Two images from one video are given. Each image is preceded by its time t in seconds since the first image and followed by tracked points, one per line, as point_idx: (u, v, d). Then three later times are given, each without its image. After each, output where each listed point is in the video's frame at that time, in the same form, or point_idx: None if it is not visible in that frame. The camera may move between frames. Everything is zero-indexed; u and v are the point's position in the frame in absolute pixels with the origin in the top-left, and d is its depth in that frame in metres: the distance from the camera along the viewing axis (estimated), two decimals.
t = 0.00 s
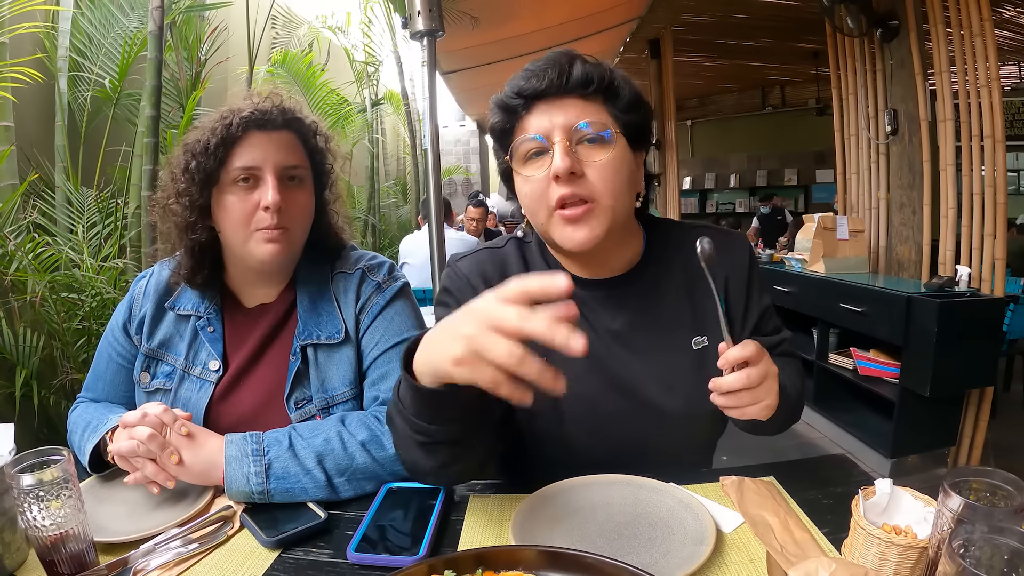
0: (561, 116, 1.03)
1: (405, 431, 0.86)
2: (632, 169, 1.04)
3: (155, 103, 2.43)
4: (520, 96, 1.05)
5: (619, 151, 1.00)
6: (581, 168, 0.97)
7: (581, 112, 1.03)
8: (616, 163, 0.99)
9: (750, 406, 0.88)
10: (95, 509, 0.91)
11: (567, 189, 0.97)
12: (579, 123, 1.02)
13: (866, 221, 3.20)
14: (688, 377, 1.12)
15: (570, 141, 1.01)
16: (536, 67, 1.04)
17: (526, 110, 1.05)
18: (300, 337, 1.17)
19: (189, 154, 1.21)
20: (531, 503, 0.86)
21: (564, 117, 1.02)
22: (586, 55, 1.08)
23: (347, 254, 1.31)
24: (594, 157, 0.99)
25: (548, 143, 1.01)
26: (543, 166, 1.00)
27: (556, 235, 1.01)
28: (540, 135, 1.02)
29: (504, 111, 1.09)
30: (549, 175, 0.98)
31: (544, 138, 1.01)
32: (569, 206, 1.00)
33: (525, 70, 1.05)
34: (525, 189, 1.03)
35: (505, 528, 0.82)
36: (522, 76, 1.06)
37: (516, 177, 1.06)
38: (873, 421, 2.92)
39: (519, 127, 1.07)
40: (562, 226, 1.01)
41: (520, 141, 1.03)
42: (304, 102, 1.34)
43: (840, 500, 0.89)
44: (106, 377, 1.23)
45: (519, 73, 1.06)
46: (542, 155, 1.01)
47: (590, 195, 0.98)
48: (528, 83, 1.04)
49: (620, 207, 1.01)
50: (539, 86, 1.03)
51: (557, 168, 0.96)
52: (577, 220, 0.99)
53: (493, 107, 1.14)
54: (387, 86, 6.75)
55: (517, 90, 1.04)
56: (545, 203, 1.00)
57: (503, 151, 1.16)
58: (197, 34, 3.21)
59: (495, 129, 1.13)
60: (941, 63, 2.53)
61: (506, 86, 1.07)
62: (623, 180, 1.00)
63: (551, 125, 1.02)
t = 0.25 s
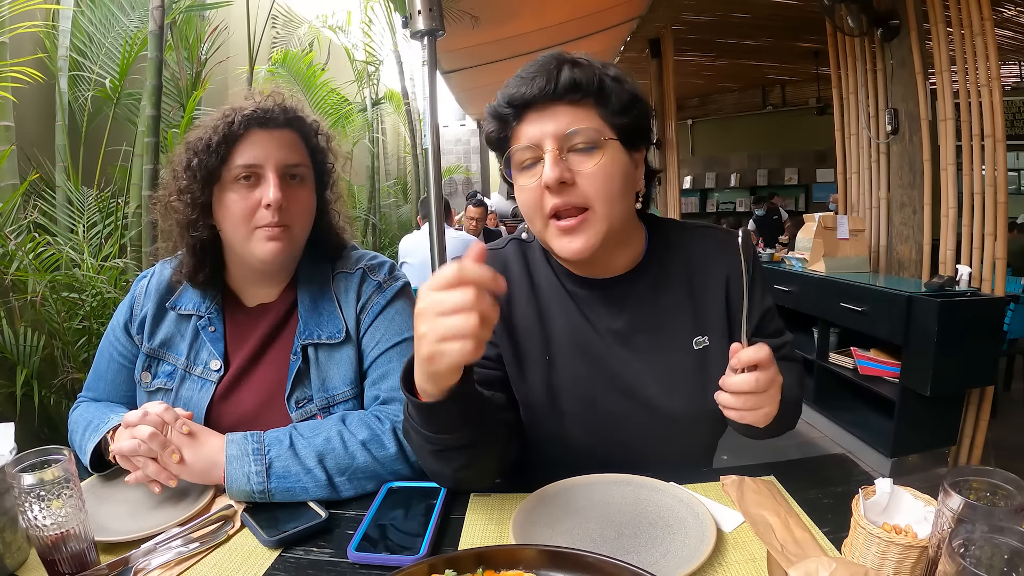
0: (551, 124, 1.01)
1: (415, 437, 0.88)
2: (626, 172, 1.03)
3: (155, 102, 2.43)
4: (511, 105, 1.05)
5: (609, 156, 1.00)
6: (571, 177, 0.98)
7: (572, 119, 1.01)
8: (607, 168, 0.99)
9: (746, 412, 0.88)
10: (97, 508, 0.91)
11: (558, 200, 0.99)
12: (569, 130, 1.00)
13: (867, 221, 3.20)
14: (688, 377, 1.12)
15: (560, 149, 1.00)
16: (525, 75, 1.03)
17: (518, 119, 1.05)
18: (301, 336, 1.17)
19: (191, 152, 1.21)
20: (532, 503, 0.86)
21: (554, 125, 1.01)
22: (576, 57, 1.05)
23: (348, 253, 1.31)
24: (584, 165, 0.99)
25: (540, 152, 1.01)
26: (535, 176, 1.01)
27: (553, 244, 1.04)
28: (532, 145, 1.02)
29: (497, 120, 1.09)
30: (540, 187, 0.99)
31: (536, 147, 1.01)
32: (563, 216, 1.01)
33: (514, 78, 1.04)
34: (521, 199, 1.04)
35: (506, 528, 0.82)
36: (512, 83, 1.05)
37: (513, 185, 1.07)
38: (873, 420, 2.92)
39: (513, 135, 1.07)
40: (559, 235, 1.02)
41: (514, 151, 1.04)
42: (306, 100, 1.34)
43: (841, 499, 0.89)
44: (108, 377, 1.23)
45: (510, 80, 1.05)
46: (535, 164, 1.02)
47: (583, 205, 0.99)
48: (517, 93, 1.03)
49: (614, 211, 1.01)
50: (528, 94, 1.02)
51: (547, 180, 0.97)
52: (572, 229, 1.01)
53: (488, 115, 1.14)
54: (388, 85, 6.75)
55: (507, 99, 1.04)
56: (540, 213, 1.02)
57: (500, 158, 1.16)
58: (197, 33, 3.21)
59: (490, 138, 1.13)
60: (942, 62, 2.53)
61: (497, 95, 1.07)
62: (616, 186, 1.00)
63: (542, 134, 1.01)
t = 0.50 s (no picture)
0: (538, 123, 1.02)
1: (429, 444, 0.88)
2: (614, 166, 1.03)
3: (155, 102, 2.43)
4: (499, 107, 1.06)
5: (594, 152, 1.00)
6: (557, 174, 0.98)
7: (558, 117, 1.02)
8: (593, 164, 0.99)
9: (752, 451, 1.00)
10: (97, 507, 0.91)
11: (545, 196, 0.99)
12: (555, 128, 1.01)
13: (867, 220, 3.19)
14: (688, 377, 1.12)
15: (547, 146, 1.01)
16: (512, 75, 1.04)
17: (507, 120, 1.06)
18: (301, 335, 1.17)
19: (194, 146, 1.21)
20: (533, 502, 0.86)
21: (540, 123, 1.02)
22: (560, 56, 1.05)
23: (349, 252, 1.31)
24: (569, 161, 0.99)
25: (528, 150, 1.02)
26: (524, 173, 1.02)
27: (545, 240, 1.04)
28: (521, 144, 1.03)
29: (490, 122, 1.10)
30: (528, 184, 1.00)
31: (524, 146, 1.02)
32: (552, 211, 1.02)
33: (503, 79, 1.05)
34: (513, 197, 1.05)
35: (506, 528, 0.82)
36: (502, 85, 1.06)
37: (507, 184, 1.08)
38: (874, 420, 2.92)
39: (504, 135, 1.08)
40: (549, 231, 1.03)
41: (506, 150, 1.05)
42: (307, 98, 1.34)
43: (841, 499, 0.89)
44: (108, 376, 1.23)
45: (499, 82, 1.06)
46: (524, 163, 1.03)
47: (569, 198, 0.99)
48: (503, 94, 1.03)
49: (601, 206, 1.01)
50: (514, 96, 1.03)
51: (532, 177, 0.97)
52: (561, 224, 1.01)
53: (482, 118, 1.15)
54: (389, 85, 6.75)
55: (496, 101, 1.05)
56: (530, 210, 1.03)
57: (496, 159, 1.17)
58: (198, 33, 3.21)
59: (485, 140, 1.14)
60: (943, 62, 2.53)
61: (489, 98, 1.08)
62: (603, 180, 1.00)
63: (530, 133, 1.02)
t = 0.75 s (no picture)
0: (548, 121, 1.02)
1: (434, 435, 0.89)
2: (620, 165, 1.03)
3: (156, 101, 2.43)
4: (509, 103, 1.04)
5: (603, 150, 1.01)
6: (565, 170, 0.98)
7: (567, 116, 1.02)
8: (601, 162, 1.00)
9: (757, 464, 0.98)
10: (98, 506, 0.92)
11: (552, 192, 0.99)
12: (565, 127, 1.01)
13: (868, 220, 3.19)
14: (688, 376, 1.12)
15: (556, 144, 1.01)
16: (522, 74, 1.04)
17: (516, 118, 1.05)
18: (302, 334, 1.17)
19: (201, 146, 1.19)
20: (534, 501, 0.86)
21: (550, 121, 1.02)
22: (571, 57, 1.05)
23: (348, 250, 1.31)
24: (579, 159, 0.99)
25: (537, 147, 1.02)
26: (532, 170, 1.01)
27: (550, 236, 1.03)
28: (529, 140, 1.02)
29: (496, 118, 1.08)
30: (536, 180, 1.00)
31: (533, 142, 1.02)
32: (558, 207, 1.01)
33: (513, 78, 1.04)
34: (519, 194, 1.05)
35: (506, 527, 0.82)
36: (511, 83, 1.05)
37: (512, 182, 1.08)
38: (874, 420, 2.92)
39: (512, 134, 1.07)
40: (554, 226, 1.02)
41: (513, 148, 1.04)
42: (309, 96, 1.34)
43: (841, 499, 0.89)
44: (110, 375, 1.23)
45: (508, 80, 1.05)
46: (531, 159, 1.03)
47: (577, 195, 0.99)
48: (515, 91, 1.03)
49: (607, 203, 1.01)
50: (525, 93, 1.02)
51: (542, 173, 0.97)
52: (566, 220, 1.01)
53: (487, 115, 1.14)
54: (389, 84, 6.75)
55: (506, 97, 1.04)
56: (536, 206, 1.02)
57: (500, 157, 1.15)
58: (199, 32, 3.21)
59: (490, 136, 1.13)
60: (943, 61, 2.53)
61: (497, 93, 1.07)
62: (610, 178, 1.01)
63: (539, 130, 1.02)
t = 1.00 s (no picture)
0: (548, 120, 1.02)
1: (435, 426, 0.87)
2: (620, 165, 1.03)
3: (157, 100, 2.43)
4: (510, 103, 1.05)
5: (602, 149, 1.00)
6: (564, 169, 0.98)
7: (567, 116, 1.02)
8: (601, 161, 1.00)
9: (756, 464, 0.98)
10: (98, 506, 0.92)
11: (551, 190, 0.99)
12: (564, 126, 1.01)
13: (868, 220, 3.19)
14: (688, 376, 1.12)
15: (556, 144, 1.01)
16: (523, 74, 1.03)
17: (516, 117, 1.05)
18: (303, 334, 1.17)
19: (205, 148, 1.19)
20: (534, 501, 0.86)
21: (550, 121, 1.02)
22: (571, 57, 1.05)
23: (349, 250, 1.31)
24: (577, 159, 1.00)
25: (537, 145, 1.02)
26: (531, 168, 1.02)
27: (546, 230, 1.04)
28: (529, 139, 1.02)
29: (498, 117, 1.09)
30: (535, 178, 1.00)
31: (533, 141, 1.02)
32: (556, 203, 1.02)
33: (513, 77, 1.04)
34: (518, 191, 1.05)
35: (507, 526, 0.82)
36: (511, 83, 1.05)
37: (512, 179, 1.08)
38: (875, 420, 2.92)
39: (513, 133, 1.07)
40: (553, 224, 1.03)
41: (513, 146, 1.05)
42: (310, 97, 1.35)
43: (842, 499, 0.89)
44: (111, 375, 1.24)
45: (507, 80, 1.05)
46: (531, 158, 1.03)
47: (575, 193, 1.00)
48: (516, 91, 1.03)
49: (607, 201, 1.01)
50: (526, 92, 1.02)
51: (541, 172, 0.98)
52: (565, 218, 1.01)
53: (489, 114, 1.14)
54: (390, 83, 6.75)
55: (508, 96, 1.04)
56: (534, 202, 1.02)
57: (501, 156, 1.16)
58: (199, 32, 3.22)
59: (492, 135, 1.13)
60: (945, 61, 2.52)
61: (499, 93, 1.07)
62: (609, 178, 1.01)
63: (539, 130, 1.02)
